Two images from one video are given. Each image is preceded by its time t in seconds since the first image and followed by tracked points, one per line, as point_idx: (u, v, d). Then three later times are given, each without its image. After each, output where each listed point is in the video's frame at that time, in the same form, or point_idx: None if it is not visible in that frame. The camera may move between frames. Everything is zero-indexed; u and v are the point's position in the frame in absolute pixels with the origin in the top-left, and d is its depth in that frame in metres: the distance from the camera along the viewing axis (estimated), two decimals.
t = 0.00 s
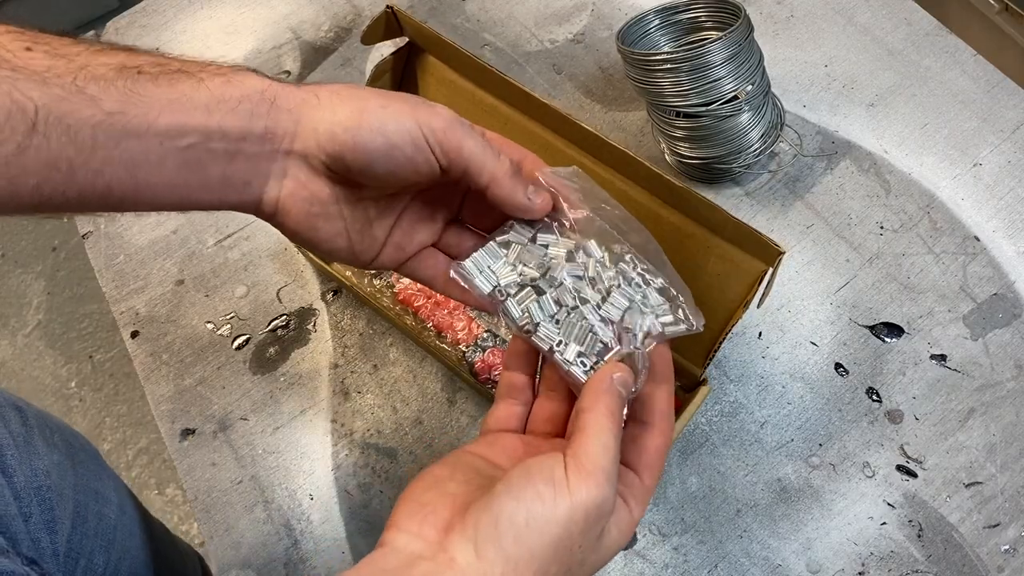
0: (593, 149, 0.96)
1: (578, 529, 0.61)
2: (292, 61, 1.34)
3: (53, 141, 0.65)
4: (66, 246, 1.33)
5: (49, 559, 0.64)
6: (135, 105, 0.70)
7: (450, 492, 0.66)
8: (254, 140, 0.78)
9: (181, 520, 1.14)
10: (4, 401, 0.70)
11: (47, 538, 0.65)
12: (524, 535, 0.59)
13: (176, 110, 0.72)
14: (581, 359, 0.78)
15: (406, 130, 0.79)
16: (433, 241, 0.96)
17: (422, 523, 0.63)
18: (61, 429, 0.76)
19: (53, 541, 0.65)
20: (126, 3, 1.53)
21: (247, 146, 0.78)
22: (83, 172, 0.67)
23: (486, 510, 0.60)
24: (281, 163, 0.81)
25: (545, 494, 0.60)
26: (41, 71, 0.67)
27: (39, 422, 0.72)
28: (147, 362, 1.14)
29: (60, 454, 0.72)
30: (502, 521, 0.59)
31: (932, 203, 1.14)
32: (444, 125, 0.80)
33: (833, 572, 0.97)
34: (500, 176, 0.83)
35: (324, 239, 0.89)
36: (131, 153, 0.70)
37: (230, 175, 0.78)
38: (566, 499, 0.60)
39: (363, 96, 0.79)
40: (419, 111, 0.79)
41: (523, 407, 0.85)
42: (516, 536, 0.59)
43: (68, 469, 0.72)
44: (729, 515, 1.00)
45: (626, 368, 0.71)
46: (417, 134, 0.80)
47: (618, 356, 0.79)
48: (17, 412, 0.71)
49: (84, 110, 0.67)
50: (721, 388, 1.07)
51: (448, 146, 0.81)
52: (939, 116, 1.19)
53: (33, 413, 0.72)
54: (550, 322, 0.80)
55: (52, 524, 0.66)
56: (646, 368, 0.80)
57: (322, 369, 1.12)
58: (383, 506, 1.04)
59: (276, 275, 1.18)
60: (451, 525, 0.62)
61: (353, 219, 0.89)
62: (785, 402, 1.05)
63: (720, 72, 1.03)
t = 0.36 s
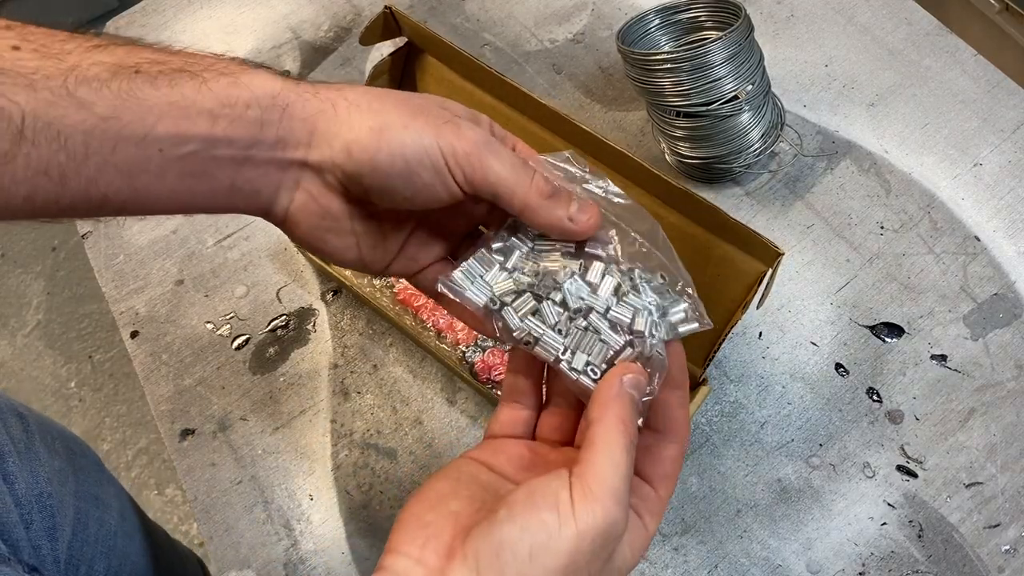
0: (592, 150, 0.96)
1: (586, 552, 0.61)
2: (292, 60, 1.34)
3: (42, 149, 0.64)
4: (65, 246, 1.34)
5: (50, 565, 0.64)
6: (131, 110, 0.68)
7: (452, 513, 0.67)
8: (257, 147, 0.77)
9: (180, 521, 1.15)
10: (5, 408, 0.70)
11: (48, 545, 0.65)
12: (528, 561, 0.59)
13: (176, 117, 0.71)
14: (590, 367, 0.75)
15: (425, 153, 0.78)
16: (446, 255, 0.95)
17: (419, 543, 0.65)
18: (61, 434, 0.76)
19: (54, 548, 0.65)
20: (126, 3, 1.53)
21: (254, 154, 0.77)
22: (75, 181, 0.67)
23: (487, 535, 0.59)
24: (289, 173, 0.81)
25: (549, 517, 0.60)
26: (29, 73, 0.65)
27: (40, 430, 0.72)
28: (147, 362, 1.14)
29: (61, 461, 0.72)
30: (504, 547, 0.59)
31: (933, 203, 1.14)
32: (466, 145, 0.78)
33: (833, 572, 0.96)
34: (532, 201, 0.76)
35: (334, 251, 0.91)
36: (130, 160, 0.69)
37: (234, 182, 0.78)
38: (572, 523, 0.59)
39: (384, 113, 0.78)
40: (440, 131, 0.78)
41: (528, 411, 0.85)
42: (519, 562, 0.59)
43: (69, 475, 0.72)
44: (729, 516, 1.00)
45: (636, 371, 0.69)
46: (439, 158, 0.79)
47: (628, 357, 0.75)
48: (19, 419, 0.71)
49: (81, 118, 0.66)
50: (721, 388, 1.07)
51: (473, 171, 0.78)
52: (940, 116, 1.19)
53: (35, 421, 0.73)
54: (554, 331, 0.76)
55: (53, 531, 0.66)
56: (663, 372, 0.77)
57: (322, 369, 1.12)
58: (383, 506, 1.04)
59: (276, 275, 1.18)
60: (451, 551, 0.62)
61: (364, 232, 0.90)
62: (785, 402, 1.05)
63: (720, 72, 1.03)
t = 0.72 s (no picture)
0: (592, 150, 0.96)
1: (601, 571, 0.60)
2: (292, 60, 1.33)
3: (30, 149, 0.64)
4: (65, 246, 1.33)
5: (55, 567, 0.64)
6: (121, 108, 0.69)
7: (459, 523, 0.67)
8: (249, 142, 0.78)
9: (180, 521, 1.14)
10: (9, 409, 0.70)
11: (52, 546, 0.65)
12: None
13: (166, 114, 0.72)
14: (607, 369, 0.74)
15: (422, 141, 0.77)
16: (452, 266, 0.92)
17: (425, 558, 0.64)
18: (64, 436, 0.76)
19: (58, 549, 0.65)
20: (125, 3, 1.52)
21: (245, 150, 0.78)
22: (64, 182, 0.67)
23: (497, 557, 0.59)
24: (283, 169, 0.81)
25: (561, 539, 0.59)
26: (16, 72, 0.66)
27: (45, 431, 0.72)
28: (146, 362, 1.14)
29: (65, 462, 0.72)
30: (516, 569, 0.58)
31: (933, 203, 1.14)
32: (465, 131, 0.77)
33: (834, 572, 0.96)
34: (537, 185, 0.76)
35: (329, 255, 0.88)
36: (118, 159, 0.70)
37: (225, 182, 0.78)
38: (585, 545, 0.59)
39: (378, 104, 0.78)
40: (437, 118, 0.77)
41: (537, 412, 0.85)
42: None
43: (73, 475, 0.72)
44: (729, 516, 1.00)
45: (653, 375, 0.67)
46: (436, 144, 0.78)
47: (646, 361, 0.74)
48: (24, 420, 0.71)
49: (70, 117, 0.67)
50: (721, 388, 1.06)
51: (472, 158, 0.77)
52: (940, 117, 1.19)
53: (40, 423, 0.73)
54: (570, 330, 0.75)
55: (58, 532, 0.66)
56: (680, 374, 0.76)
57: (322, 369, 1.11)
58: (383, 506, 1.04)
59: (275, 275, 1.17)
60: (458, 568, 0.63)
61: (363, 236, 0.87)
62: (786, 402, 1.05)
63: (720, 72, 1.03)
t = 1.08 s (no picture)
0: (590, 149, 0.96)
1: None
2: (292, 60, 1.33)
3: (33, 148, 0.64)
4: (65, 246, 1.33)
5: (59, 567, 0.64)
6: (124, 107, 0.69)
7: (463, 536, 0.67)
8: (252, 140, 0.78)
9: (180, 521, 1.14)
10: (12, 410, 0.71)
11: (55, 546, 0.65)
12: None
13: (169, 112, 0.71)
14: (613, 382, 0.73)
15: (425, 137, 0.77)
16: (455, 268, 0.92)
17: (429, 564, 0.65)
18: (67, 436, 0.76)
19: (62, 549, 0.65)
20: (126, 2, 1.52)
21: (248, 148, 0.78)
22: (67, 182, 0.67)
23: (503, 569, 0.59)
24: (286, 167, 0.81)
25: (567, 554, 0.59)
26: (19, 71, 0.65)
27: (48, 433, 0.73)
28: (146, 362, 1.14)
29: (68, 462, 0.72)
30: None
31: (933, 203, 1.14)
32: (469, 125, 0.77)
33: (834, 573, 0.96)
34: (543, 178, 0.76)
35: (332, 255, 0.87)
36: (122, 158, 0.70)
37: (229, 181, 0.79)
38: (591, 559, 0.59)
39: (382, 100, 0.78)
40: (441, 114, 0.78)
41: (541, 422, 0.85)
42: None
43: (76, 476, 0.72)
44: (729, 516, 1.00)
45: (659, 388, 0.66)
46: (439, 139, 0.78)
47: (652, 373, 0.74)
48: (27, 421, 0.72)
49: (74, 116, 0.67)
50: (721, 388, 1.06)
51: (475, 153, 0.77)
52: (940, 116, 1.19)
53: (43, 424, 0.73)
54: (576, 343, 0.74)
55: (61, 533, 0.66)
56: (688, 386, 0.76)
57: (322, 369, 1.11)
58: (383, 507, 1.03)
59: (275, 275, 1.17)
60: None
61: (365, 234, 0.87)
62: (786, 402, 1.05)
63: (721, 72, 1.03)
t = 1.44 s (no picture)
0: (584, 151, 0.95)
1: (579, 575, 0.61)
2: (292, 61, 1.34)
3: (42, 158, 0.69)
4: (66, 246, 1.34)
5: (45, 567, 0.65)
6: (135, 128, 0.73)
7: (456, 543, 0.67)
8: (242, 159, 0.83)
9: (181, 521, 1.14)
10: None
11: (42, 547, 0.65)
12: None
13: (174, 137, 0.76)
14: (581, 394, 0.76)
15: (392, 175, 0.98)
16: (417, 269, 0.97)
17: None
18: (58, 436, 0.76)
19: (49, 549, 0.66)
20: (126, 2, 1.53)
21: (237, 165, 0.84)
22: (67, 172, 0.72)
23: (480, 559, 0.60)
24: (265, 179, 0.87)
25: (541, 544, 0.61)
26: None
27: (35, 431, 0.71)
28: (147, 362, 1.14)
29: (54, 461, 0.71)
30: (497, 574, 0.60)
31: (932, 203, 1.14)
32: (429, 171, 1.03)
33: (833, 572, 0.97)
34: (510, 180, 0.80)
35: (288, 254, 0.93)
36: (111, 169, 0.73)
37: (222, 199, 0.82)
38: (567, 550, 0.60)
39: (332, 142, 0.89)
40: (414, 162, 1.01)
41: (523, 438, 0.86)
42: None
43: (63, 476, 0.71)
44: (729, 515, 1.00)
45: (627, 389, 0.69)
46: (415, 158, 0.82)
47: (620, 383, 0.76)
48: (13, 420, 0.69)
49: (73, 130, 0.69)
50: (720, 388, 1.07)
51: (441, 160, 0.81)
52: (939, 117, 1.19)
53: (30, 422, 0.71)
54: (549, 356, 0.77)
55: (48, 534, 0.66)
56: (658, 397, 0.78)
57: (322, 369, 1.12)
58: (383, 506, 1.04)
59: (275, 275, 1.18)
60: None
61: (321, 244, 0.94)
62: (785, 401, 1.05)
63: (720, 72, 1.03)
